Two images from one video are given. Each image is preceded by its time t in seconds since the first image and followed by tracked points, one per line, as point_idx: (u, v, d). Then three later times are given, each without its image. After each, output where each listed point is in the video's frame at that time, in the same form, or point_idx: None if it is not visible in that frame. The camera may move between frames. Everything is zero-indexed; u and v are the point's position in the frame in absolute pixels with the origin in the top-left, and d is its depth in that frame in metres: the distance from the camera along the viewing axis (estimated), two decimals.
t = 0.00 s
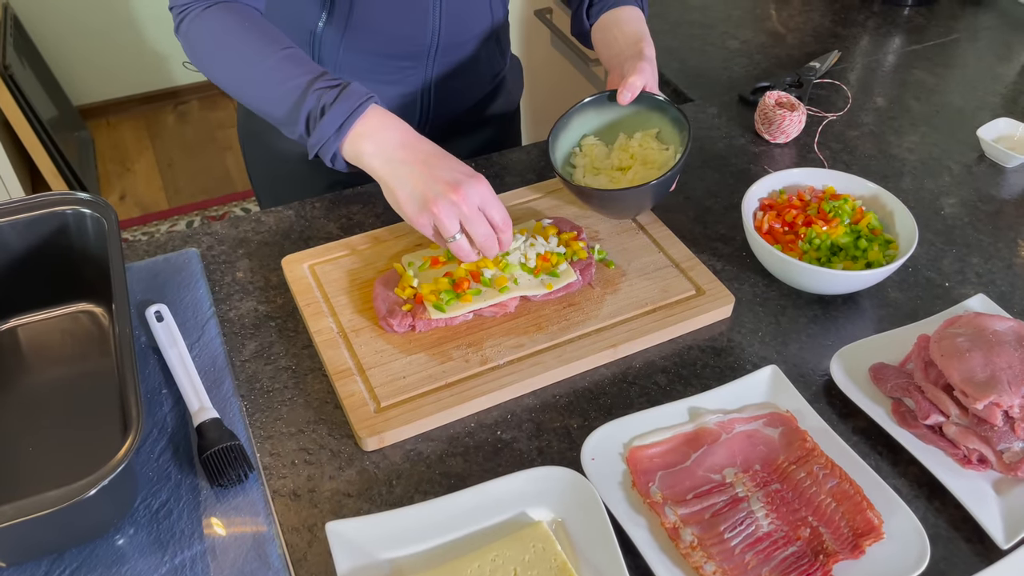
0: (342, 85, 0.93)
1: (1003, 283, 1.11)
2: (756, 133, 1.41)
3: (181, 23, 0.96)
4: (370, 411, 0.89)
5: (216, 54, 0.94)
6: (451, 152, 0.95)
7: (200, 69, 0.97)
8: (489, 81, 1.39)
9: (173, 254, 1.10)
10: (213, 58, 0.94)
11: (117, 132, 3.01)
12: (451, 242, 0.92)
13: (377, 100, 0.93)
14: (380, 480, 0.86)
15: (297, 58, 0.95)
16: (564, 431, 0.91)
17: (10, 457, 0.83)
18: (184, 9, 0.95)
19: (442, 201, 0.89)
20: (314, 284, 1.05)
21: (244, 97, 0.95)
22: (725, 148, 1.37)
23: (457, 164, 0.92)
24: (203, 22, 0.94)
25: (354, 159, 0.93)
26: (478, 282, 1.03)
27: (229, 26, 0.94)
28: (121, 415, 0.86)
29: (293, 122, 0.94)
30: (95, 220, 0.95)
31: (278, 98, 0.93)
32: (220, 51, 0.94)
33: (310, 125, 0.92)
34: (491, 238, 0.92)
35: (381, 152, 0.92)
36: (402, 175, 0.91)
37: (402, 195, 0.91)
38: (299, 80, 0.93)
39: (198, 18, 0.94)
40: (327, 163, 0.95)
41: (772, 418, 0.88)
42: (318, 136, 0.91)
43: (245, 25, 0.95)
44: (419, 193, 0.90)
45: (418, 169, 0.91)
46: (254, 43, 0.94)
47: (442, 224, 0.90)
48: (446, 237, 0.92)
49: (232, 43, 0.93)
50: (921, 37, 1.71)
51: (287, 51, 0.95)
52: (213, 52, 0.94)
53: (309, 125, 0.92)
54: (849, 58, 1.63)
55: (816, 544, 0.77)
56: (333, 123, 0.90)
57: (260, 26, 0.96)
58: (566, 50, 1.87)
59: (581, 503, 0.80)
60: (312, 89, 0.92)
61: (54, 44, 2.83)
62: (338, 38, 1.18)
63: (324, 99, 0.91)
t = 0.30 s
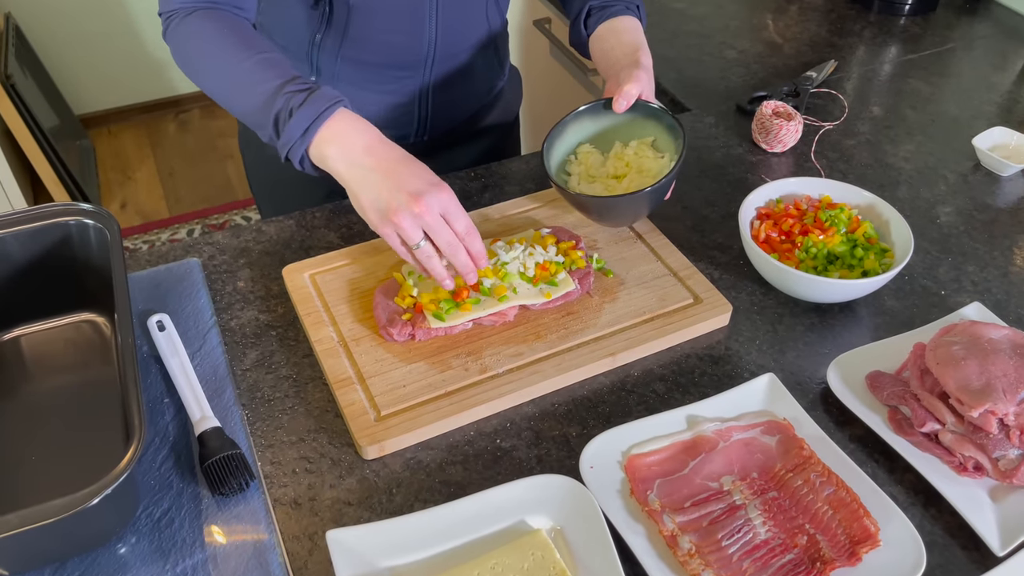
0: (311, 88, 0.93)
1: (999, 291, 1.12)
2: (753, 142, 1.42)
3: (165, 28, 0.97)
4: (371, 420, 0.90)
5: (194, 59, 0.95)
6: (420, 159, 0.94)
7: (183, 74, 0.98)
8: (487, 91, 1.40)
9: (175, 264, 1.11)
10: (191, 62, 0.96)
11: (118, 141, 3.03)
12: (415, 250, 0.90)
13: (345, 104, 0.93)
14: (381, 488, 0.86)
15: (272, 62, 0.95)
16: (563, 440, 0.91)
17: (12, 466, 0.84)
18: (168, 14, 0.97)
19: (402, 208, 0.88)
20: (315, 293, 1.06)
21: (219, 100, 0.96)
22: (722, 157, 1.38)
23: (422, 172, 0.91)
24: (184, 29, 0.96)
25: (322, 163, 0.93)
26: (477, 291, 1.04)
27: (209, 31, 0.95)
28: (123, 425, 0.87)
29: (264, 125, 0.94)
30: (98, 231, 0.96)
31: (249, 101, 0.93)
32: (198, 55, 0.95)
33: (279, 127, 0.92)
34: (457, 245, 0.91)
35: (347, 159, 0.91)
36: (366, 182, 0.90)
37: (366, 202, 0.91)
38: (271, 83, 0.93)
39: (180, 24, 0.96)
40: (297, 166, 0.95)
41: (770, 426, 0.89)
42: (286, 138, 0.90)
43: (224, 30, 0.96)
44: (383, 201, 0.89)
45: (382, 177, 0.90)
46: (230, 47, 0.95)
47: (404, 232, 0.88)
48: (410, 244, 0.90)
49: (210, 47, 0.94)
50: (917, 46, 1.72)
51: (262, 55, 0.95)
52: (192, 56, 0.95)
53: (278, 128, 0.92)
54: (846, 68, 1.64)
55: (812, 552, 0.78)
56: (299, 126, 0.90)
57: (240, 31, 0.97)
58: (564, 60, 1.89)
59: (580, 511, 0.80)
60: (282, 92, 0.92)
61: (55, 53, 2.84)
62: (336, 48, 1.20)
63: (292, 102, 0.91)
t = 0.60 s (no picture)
0: (307, 109, 0.94)
1: (993, 302, 1.13)
2: (749, 154, 1.43)
3: (163, 45, 0.97)
4: (369, 432, 0.90)
5: (192, 77, 0.96)
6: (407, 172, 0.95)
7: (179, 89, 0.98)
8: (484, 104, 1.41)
9: (175, 277, 1.12)
10: (189, 80, 0.96)
11: (119, 153, 3.05)
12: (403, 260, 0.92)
13: (340, 125, 0.94)
14: (379, 499, 0.87)
15: (269, 81, 0.96)
16: (560, 450, 0.92)
17: (13, 477, 0.84)
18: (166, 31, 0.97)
19: (392, 219, 0.89)
20: (314, 305, 1.07)
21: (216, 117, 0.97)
22: (718, 169, 1.40)
23: (410, 185, 0.92)
24: (183, 47, 0.96)
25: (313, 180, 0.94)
26: (475, 303, 1.05)
27: (207, 49, 0.95)
28: (123, 437, 0.87)
29: (259, 143, 0.95)
30: (100, 244, 0.96)
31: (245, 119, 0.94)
32: (196, 73, 0.95)
33: (274, 146, 0.93)
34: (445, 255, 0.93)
35: (336, 175, 0.93)
36: (356, 196, 0.92)
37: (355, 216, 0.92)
38: (267, 103, 0.94)
39: (178, 41, 0.96)
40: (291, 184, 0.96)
41: (765, 437, 0.90)
42: (280, 157, 0.91)
43: (223, 48, 0.96)
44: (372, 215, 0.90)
45: (372, 189, 0.91)
46: (228, 64, 0.95)
47: (395, 242, 0.90)
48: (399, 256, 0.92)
49: (208, 66, 0.95)
50: (911, 59, 1.74)
51: (259, 74, 0.96)
52: (189, 74, 0.96)
53: (273, 146, 0.93)
54: (841, 80, 1.66)
55: (808, 562, 0.78)
56: (294, 146, 0.91)
57: (238, 49, 0.97)
58: (562, 72, 1.90)
59: (577, 522, 0.81)
60: (278, 111, 0.93)
61: (57, 65, 2.86)
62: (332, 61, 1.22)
63: (288, 121, 0.92)
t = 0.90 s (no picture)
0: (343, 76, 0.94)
1: (989, 312, 1.14)
2: (745, 166, 1.44)
3: (183, 71, 0.99)
4: (367, 444, 0.91)
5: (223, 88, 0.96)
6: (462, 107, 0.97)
7: (209, 106, 0.99)
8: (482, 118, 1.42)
9: (175, 289, 1.12)
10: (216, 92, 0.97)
11: (120, 164, 3.06)
12: (491, 183, 0.92)
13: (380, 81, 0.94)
14: (378, 511, 0.87)
15: (297, 66, 0.97)
16: (558, 462, 0.92)
17: (12, 490, 0.85)
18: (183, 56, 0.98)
19: (473, 141, 0.90)
20: (313, 317, 1.07)
21: (253, 120, 0.98)
22: (715, 181, 1.40)
23: (473, 112, 0.93)
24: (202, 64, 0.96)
25: (377, 140, 0.94)
26: (473, 315, 1.05)
27: (229, 58, 0.96)
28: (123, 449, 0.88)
29: (308, 126, 0.95)
30: (100, 257, 0.97)
31: (285, 105, 0.94)
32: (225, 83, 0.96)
33: (325, 121, 0.93)
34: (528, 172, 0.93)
35: (400, 124, 0.92)
36: (429, 135, 0.91)
37: (433, 153, 0.92)
38: (304, 85, 0.94)
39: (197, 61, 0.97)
40: (352, 154, 0.96)
41: (761, 448, 0.90)
42: (336, 127, 0.92)
43: (243, 53, 0.97)
44: (450, 148, 0.91)
45: (442, 122, 0.92)
46: (252, 63, 0.96)
47: (481, 164, 0.90)
48: (486, 180, 0.92)
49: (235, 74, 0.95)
50: (907, 71, 1.75)
51: (286, 64, 0.96)
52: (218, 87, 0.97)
53: (325, 123, 0.94)
54: (837, 92, 1.67)
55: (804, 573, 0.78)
56: (346, 110, 0.91)
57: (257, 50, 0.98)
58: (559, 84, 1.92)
59: (575, 534, 0.81)
60: (318, 88, 0.93)
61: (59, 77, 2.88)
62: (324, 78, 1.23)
63: (328, 94, 0.92)
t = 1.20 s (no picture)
0: (373, 100, 0.96)
1: (988, 320, 1.14)
2: (746, 175, 1.45)
3: (195, 83, 0.98)
4: (370, 451, 0.91)
5: (242, 104, 0.97)
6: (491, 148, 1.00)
7: (222, 121, 0.99)
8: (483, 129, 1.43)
9: (180, 299, 1.14)
10: (232, 108, 0.97)
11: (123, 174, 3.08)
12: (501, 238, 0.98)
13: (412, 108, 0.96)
14: (380, 519, 0.88)
15: (320, 87, 0.98)
16: (560, 470, 0.93)
17: (17, 498, 0.85)
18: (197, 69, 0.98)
19: (505, 197, 0.95)
20: (316, 326, 1.08)
21: (273, 137, 0.98)
22: (715, 190, 1.41)
23: (507, 163, 0.98)
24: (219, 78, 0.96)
25: (405, 165, 0.96)
26: (475, 324, 1.06)
27: (248, 75, 0.96)
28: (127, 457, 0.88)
29: (333, 148, 0.96)
30: (105, 266, 0.98)
31: (313, 126, 0.96)
32: (245, 99, 0.96)
33: (354, 145, 0.95)
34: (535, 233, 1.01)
35: (433, 156, 0.95)
36: (461, 174, 0.95)
37: (459, 193, 0.96)
38: (329, 106, 0.96)
39: (213, 74, 0.97)
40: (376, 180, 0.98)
41: (762, 456, 0.91)
42: (366, 151, 0.94)
43: (263, 70, 0.97)
44: (481, 193, 0.95)
45: (475, 169, 0.95)
46: (278, 81, 0.97)
47: (503, 221, 0.96)
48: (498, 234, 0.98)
49: (257, 90, 0.96)
50: (906, 80, 1.77)
51: (309, 84, 0.98)
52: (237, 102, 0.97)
53: (352, 145, 0.95)
54: (836, 102, 1.68)
55: None
56: (378, 135, 0.93)
57: (277, 69, 0.99)
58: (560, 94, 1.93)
59: (577, 541, 0.81)
60: (345, 110, 0.95)
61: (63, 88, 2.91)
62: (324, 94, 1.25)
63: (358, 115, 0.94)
